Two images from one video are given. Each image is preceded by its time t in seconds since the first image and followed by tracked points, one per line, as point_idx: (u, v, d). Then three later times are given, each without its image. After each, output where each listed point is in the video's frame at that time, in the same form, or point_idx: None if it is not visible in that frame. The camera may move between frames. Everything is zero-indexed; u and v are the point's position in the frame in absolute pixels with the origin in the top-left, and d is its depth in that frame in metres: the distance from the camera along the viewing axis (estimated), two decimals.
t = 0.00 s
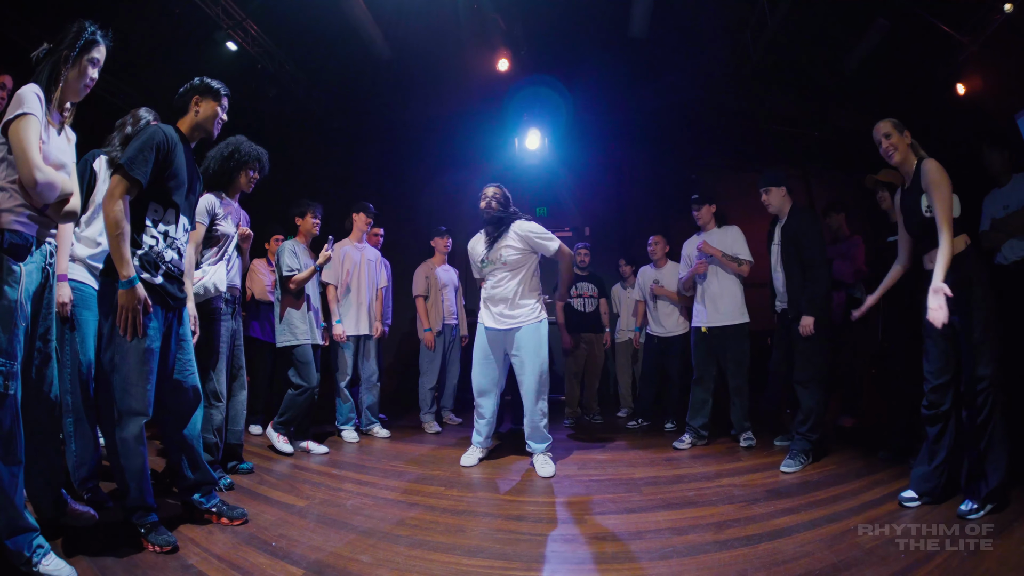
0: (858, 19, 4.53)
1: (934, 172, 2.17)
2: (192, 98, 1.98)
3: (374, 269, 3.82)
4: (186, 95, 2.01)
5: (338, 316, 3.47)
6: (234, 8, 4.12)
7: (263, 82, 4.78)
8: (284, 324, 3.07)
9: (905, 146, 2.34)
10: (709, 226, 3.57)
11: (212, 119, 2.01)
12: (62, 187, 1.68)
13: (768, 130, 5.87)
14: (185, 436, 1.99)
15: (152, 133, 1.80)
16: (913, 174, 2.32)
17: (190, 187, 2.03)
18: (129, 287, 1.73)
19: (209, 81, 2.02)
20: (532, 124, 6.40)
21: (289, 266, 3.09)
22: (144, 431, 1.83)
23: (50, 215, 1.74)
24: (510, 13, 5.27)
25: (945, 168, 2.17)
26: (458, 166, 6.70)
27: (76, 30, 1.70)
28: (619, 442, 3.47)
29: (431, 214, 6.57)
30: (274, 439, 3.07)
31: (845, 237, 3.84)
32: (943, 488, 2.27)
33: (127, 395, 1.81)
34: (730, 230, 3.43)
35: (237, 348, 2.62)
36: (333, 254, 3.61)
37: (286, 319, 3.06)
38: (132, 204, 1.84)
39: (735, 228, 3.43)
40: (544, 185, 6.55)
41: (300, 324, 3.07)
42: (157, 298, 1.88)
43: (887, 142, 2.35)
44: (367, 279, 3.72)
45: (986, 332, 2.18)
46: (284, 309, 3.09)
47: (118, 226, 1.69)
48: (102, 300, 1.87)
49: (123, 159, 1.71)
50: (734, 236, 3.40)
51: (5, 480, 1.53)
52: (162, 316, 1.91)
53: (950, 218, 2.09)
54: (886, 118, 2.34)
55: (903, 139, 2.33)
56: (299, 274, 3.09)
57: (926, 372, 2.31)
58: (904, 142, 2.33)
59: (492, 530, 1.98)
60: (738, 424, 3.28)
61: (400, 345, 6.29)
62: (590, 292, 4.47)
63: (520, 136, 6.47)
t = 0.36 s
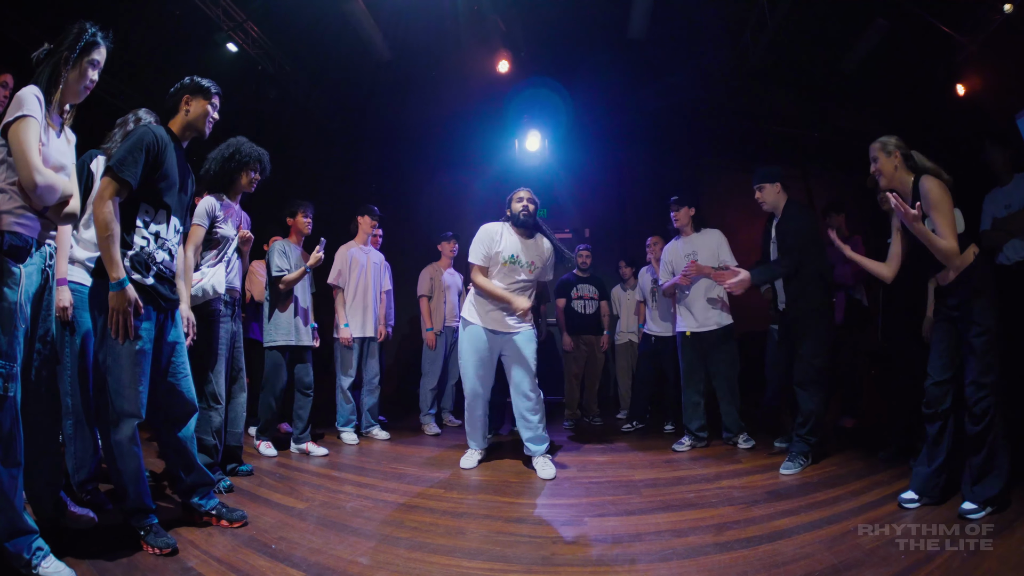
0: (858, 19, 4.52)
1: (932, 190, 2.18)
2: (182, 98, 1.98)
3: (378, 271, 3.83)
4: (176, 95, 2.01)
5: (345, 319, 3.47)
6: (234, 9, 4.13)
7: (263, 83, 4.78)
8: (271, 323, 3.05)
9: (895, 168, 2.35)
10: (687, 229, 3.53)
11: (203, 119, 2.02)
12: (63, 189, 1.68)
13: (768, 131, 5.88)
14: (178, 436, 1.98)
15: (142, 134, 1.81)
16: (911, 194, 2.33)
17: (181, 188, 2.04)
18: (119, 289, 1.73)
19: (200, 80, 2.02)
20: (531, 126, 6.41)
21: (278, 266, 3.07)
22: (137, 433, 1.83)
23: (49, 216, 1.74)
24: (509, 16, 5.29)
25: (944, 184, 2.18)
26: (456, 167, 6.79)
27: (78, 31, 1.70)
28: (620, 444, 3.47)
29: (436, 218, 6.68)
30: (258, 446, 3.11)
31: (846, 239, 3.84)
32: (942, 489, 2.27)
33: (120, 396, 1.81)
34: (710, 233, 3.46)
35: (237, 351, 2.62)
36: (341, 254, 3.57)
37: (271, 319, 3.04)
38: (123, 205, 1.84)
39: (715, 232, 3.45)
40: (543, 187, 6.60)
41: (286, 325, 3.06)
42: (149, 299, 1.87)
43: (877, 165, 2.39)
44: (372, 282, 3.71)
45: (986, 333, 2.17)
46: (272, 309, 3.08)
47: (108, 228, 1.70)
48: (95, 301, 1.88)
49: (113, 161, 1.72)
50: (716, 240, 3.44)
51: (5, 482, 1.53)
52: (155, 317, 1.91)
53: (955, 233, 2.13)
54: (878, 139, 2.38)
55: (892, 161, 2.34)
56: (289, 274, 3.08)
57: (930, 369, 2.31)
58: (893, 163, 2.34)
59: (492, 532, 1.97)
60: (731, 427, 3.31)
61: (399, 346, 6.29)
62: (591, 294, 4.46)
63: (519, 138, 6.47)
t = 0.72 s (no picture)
0: (855, 19, 4.53)
1: (940, 172, 2.18)
2: (178, 100, 1.98)
3: (382, 276, 3.82)
4: (172, 97, 2.01)
5: (355, 319, 3.50)
6: (232, 11, 4.12)
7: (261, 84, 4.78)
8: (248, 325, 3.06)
9: (909, 146, 2.36)
10: (682, 228, 3.54)
11: (199, 120, 2.02)
12: (61, 191, 1.69)
13: (765, 131, 5.89)
14: (175, 437, 1.98)
15: (138, 137, 1.81)
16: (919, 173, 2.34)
17: (178, 191, 2.04)
18: (117, 291, 1.72)
19: (195, 82, 2.01)
20: (529, 126, 6.46)
21: (262, 269, 3.08)
22: (135, 435, 1.83)
23: (48, 218, 1.74)
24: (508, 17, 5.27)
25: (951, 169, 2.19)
26: (457, 167, 6.82)
27: (74, 33, 1.70)
28: (617, 444, 3.47)
29: (430, 218, 6.69)
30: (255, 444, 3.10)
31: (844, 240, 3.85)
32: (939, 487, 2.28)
33: (120, 398, 1.81)
34: (705, 233, 3.46)
35: (236, 352, 2.62)
36: (345, 256, 3.60)
37: (249, 320, 3.03)
38: (120, 208, 1.84)
39: (711, 232, 3.46)
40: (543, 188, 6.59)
41: (264, 327, 3.05)
42: (146, 301, 1.87)
43: (889, 142, 2.40)
44: (377, 285, 3.72)
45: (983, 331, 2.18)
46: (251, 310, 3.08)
47: (105, 230, 1.70)
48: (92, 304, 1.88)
49: (110, 164, 1.72)
50: (712, 239, 3.44)
51: (5, 485, 1.53)
52: (152, 319, 1.91)
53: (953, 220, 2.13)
54: (893, 118, 2.40)
55: (906, 139, 2.36)
56: (273, 277, 3.06)
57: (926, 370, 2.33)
58: (907, 141, 2.36)
59: (490, 531, 1.98)
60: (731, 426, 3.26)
61: (398, 347, 6.29)
62: (589, 294, 4.47)
63: (518, 139, 6.52)
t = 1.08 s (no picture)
0: (853, 18, 4.53)
1: (940, 189, 2.17)
2: (175, 98, 1.98)
3: (383, 274, 3.82)
4: (169, 94, 2.01)
5: (354, 316, 3.50)
6: (229, 8, 4.15)
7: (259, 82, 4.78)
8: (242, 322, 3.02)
9: (906, 161, 2.35)
10: (692, 223, 3.54)
11: (195, 118, 2.02)
12: (58, 190, 1.69)
13: (762, 130, 5.89)
14: (174, 435, 1.99)
15: (135, 136, 1.81)
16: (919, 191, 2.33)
17: (176, 189, 2.05)
18: (116, 289, 1.73)
19: (192, 80, 2.01)
20: (525, 124, 6.30)
21: (254, 267, 3.06)
22: (134, 433, 1.83)
23: (45, 216, 1.75)
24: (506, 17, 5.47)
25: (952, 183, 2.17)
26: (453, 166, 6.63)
27: (70, 30, 1.70)
28: (610, 441, 3.46)
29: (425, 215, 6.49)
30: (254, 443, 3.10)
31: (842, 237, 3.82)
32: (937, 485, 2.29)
33: (118, 396, 1.82)
34: (713, 227, 3.44)
35: (234, 349, 2.63)
36: (348, 253, 3.60)
37: (242, 317, 3.01)
38: (118, 207, 1.84)
39: (719, 225, 3.43)
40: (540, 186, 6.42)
41: (258, 323, 3.03)
42: (144, 299, 1.87)
43: (887, 158, 2.38)
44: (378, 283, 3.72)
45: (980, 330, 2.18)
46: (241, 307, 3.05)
47: (103, 228, 1.70)
48: (90, 301, 1.88)
49: (107, 162, 1.72)
50: (720, 234, 3.41)
51: (3, 483, 1.53)
52: (150, 317, 1.91)
53: (961, 234, 2.12)
54: (888, 133, 2.37)
55: (904, 154, 2.34)
56: (265, 275, 3.05)
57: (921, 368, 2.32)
58: (905, 157, 2.34)
59: (487, 529, 1.98)
60: (728, 424, 3.27)
61: (396, 345, 6.29)
62: (585, 292, 4.45)
63: (514, 136, 6.36)
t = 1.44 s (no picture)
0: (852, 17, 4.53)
1: (936, 177, 2.16)
2: (176, 101, 1.98)
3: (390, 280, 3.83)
4: (171, 98, 2.01)
5: (355, 319, 3.51)
6: (229, 11, 4.13)
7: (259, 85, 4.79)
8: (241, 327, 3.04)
9: (899, 149, 2.36)
10: (709, 221, 3.50)
11: (197, 122, 2.02)
12: (59, 194, 1.68)
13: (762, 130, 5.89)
14: (178, 438, 2.00)
15: (138, 140, 1.81)
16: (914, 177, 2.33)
17: (178, 193, 2.05)
18: (118, 293, 1.73)
19: (193, 84, 2.02)
20: (526, 126, 6.24)
21: (254, 274, 3.07)
22: (137, 436, 1.84)
23: (46, 220, 1.73)
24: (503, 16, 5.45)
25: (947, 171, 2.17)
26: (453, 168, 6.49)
27: (71, 35, 1.70)
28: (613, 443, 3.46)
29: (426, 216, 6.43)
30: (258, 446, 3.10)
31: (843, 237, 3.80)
32: (939, 484, 2.29)
33: (121, 400, 1.82)
34: (731, 226, 3.41)
35: (236, 353, 2.63)
36: (352, 257, 3.63)
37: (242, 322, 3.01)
38: (121, 210, 1.84)
39: (736, 225, 3.41)
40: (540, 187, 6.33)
41: (256, 329, 3.03)
42: (147, 303, 1.87)
43: (880, 147, 2.38)
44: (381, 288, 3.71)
45: (981, 328, 2.18)
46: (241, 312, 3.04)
47: (105, 232, 1.70)
48: (94, 305, 1.88)
49: (110, 167, 1.72)
50: (737, 233, 3.38)
51: (7, 486, 1.53)
52: (153, 321, 1.91)
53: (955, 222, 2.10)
54: (879, 122, 2.38)
55: (896, 141, 2.35)
56: (265, 281, 3.06)
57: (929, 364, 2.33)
58: (897, 144, 2.35)
59: (491, 530, 1.99)
60: (732, 425, 3.28)
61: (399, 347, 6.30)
62: (585, 293, 4.45)
63: (515, 138, 6.29)
